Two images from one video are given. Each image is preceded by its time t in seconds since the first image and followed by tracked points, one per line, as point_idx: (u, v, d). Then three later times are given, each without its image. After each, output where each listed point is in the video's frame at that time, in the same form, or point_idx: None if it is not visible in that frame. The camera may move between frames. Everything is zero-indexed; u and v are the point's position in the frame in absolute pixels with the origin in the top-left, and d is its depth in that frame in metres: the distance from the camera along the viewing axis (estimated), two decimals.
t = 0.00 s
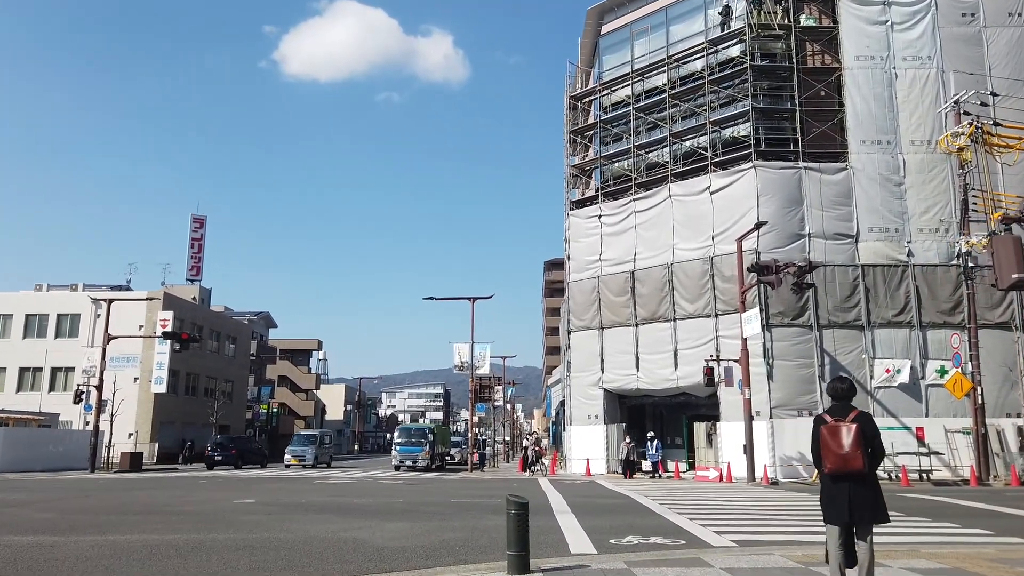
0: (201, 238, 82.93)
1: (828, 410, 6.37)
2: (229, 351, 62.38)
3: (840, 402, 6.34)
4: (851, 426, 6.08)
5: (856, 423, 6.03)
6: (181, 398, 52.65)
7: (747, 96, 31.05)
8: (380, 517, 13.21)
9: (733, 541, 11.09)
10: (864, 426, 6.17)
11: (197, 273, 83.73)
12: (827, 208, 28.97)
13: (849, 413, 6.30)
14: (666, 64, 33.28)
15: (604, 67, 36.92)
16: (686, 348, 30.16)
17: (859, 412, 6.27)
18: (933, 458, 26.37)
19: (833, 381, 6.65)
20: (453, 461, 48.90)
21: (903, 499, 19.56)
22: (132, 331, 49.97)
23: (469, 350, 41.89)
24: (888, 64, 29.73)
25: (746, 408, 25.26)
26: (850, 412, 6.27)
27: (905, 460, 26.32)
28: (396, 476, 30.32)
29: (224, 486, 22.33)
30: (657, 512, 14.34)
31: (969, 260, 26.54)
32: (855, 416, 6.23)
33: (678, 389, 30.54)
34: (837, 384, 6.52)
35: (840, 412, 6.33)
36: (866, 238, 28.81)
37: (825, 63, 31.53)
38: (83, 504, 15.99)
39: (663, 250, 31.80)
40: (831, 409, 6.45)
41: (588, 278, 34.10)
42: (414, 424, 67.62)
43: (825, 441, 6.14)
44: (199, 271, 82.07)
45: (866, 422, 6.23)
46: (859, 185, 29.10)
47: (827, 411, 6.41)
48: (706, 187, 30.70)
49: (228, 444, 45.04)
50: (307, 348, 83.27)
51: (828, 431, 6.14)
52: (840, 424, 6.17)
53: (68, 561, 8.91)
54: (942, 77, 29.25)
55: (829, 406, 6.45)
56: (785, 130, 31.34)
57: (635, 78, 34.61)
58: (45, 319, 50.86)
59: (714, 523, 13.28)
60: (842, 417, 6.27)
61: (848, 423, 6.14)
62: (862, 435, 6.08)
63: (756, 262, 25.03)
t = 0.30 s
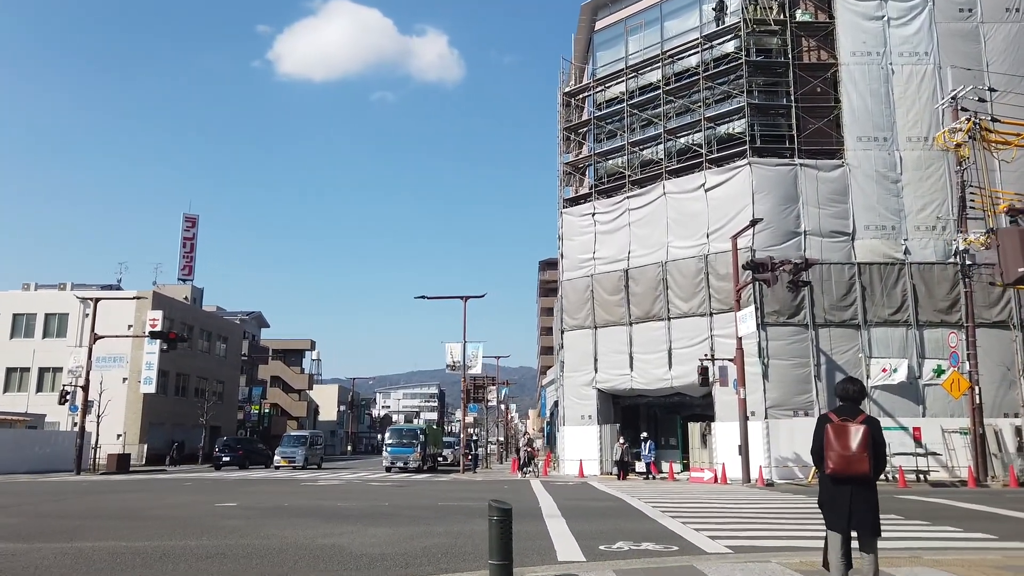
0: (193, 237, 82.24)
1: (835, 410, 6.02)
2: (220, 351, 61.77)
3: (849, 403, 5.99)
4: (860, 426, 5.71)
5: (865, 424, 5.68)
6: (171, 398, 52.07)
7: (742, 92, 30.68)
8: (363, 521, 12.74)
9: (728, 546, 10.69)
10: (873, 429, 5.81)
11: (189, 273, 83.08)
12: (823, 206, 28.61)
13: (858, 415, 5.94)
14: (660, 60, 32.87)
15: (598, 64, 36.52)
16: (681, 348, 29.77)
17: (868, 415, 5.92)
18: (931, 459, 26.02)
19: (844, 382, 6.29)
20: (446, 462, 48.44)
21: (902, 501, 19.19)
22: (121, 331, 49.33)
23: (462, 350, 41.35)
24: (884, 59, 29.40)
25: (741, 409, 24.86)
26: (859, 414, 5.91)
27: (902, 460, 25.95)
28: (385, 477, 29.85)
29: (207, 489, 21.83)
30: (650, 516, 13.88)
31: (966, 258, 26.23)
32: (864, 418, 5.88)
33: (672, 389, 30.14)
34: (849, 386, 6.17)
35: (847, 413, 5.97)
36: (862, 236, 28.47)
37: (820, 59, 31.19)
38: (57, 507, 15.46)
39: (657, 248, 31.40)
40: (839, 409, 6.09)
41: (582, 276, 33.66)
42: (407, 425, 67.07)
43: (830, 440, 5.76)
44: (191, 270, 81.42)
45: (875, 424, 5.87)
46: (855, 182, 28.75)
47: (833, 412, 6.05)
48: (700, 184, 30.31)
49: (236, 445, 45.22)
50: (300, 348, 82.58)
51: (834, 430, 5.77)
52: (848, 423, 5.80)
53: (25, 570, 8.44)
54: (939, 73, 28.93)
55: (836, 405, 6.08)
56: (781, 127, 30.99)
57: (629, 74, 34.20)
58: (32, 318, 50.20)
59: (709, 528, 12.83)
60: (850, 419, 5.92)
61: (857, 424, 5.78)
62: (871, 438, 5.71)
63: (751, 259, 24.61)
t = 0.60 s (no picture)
0: (186, 236, 81.63)
1: (846, 404, 5.63)
2: (212, 351, 61.20)
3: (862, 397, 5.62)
4: (874, 421, 5.32)
5: (880, 418, 5.30)
6: (162, 398, 51.50)
7: (739, 87, 30.31)
8: (347, 523, 12.29)
9: (727, 549, 10.27)
10: (887, 425, 5.43)
11: (182, 272, 82.50)
12: (821, 202, 28.26)
13: (871, 410, 5.57)
14: (656, 55, 32.50)
15: (593, 59, 36.13)
16: (677, 346, 29.37)
17: (882, 411, 5.54)
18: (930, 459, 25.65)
19: (859, 375, 5.93)
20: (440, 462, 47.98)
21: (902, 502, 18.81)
22: (111, 329, 48.74)
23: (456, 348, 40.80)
24: (883, 54, 29.06)
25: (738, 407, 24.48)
26: (872, 409, 5.54)
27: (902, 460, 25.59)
28: (376, 477, 29.42)
29: (193, 489, 21.35)
30: (645, 517, 13.45)
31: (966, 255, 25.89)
32: (877, 413, 5.50)
33: (668, 388, 29.74)
34: (863, 381, 5.85)
35: (860, 407, 5.58)
36: (861, 233, 28.11)
37: (818, 54, 30.85)
38: (34, 508, 14.98)
39: (653, 245, 31.01)
40: (851, 403, 5.71)
41: (577, 274, 33.26)
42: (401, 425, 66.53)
43: (841, 433, 5.36)
44: (184, 269, 80.83)
45: (888, 420, 5.50)
46: (854, 178, 28.41)
47: (845, 405, 5.67)
48: (697, 180, 29.92)
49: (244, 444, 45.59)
50: (293, 347, 81.97)
51: (844, 422, 5.38)
52: (860, 417, 5.42)
53: None
54: (938, 68, 28.60)
55: (847, 399, 5.71)
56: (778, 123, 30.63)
57: (625, 70, 33.81)
58: (22, 317, 49.60)
59: (706, 530, 12.39)
60: (862, 414, 5.53)
61: (870, 418, 5.39)
62: (884, 434, 5.33)
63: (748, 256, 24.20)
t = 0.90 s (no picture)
0: (179, 234, 80.97)
1: (858, 408, 5.21)
2: (204, 350, 60.58)
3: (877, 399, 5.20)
4: (890, 427, 4.89)
5: (896, 423, 4.87)
6: (153, 397, 50.87)
7: (737, 83, 29.89)
8: (331, 528, 11.81)
9: (726, 557, 9.85)
10: (903, 430, 5.01)
11: (175, 270, 81.87)
12: (819, 200, 27.88)
13: (886, 414, 5.15)
14: (653, 51, 32.07)
15: (589, 55, 35.67)
16: (673, 345, 28.95)
17: (897, 415, 5.12)
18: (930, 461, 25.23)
19: (870, 375, 5.52)
20: (433, 462, 47.48)
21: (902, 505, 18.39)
22: (101, 328, 48.10)
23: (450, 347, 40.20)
24: (882, 50, 28.66)
25: (735, 408, 24.06)
26: (887, 414, 5.13)
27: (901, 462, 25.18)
28: (367, 478, 28.92)
29: (178, 492, 20.82)
30: (641, 522, 13.01)
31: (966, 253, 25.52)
32: (892, 417, 5.08)
33: (664, 388, 29.32)
34: (876, 380, 5.44)
35: (874, 411, 5.16)
36: (859, 231, 27.72)
37: (817, 50, 30.47)
38: (10, 512, 14.45)
39: (649, 243, 30.58)
40: (864, 406, 5.28)
41: (572, 272, 32.81)
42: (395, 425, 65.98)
43: (854, 439, 4.93)
44: (177, 268, 80.19)
45: (904, 425, 5.07)
46: (852, 175, 28.03)
47: (857, 409, 5.24)
48: (694, 177, 29.50)
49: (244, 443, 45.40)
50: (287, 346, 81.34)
51: (858, 428, 4.94)
52: (875, 422, 4.98)
53: None
54: (938, 64, 28.21)
55: (859, 403, 5.28)
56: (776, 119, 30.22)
57: (621, 66, 33.35)
58: (11, 315, 48.96)
59: (704, 537, 11.94)
60: (877, 417, 5.11)
61: (886, 423, 4.96)
62: (901, 441, 4.89)
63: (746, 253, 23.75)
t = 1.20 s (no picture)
0: (168, 232, 80.16)
1: (864, 400, 4.81)
2: (193, 348, 59.87)
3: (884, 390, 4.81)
4: (902, 419, 4.51)
5: (909, 416, 4.48)
6: (140, 396, 50.17)
7: (731, 78, 29.53)
8: (307, 529, 11.30)
9: (720, 559, 9.43)
10: (913, 423, 4.63)
11: (165, 269, 81.06)
12: (814, 196, 27.53)
13: (894, 406, 4.76)
14: (646, 45, 31.69)
15: (582, 50, 35.24)
16: (666, 343, 28.56)
17: (906, 406, 4.74)
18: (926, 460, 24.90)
19: (870, 362, 5.14)
20: (424, 462, 46.96)
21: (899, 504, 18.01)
22: (87, 325, 47.39)
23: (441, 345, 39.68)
24: (877, 45, 28.33)
25: (729, 406, 23.67)
26: (895, 405, 4.74)
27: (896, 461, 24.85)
28: (355, 478, 28.44)
29: (158, 492, 20.25)
30: (632, 522, 12.59)
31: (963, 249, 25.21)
32: (901, 409, 4.70)
33: (657, 386, 28.93)
34: (878, 367, 5.05)
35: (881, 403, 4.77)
36: (854, 227, 27.40)
37: (811, 44, 30.14)
38: None
39: (642, 239, 30.19)
40: (869, 398, 4.88)
41: (563, 269, 32.38)
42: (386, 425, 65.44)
43: (864, 435, 4.53)
44: (167, 266, 79.41)
45: (914, 418, 4.69)
46: (847, 171, 27.70)
47: (862, 401, 4.84)
48: (687, 173, 29.12)
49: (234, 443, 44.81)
50: (278, 345, 80.66)
51: (868, 422, 4.54)
52: (885, 414, 4.59)
53: None
54: (933, 59, 27.93)
55: (866, 394, 4.88)
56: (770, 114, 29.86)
57: (614, 60, 32.93)
58: None
59: (697, 538, 11.50)
60: (884, 410, 4.72)
61: (896, 415, 4.57)
62: (914, 435, 4.51)
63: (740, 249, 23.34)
